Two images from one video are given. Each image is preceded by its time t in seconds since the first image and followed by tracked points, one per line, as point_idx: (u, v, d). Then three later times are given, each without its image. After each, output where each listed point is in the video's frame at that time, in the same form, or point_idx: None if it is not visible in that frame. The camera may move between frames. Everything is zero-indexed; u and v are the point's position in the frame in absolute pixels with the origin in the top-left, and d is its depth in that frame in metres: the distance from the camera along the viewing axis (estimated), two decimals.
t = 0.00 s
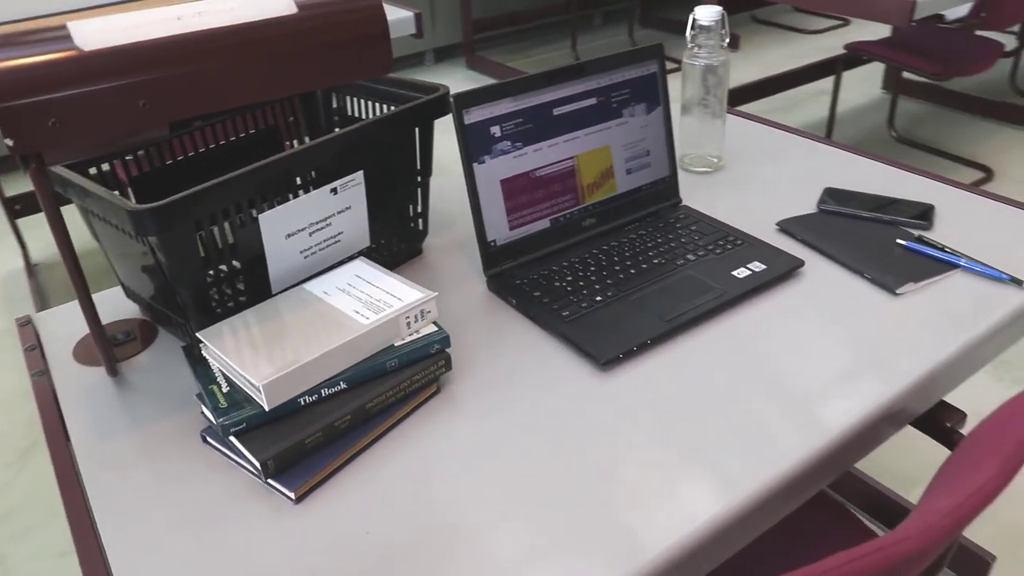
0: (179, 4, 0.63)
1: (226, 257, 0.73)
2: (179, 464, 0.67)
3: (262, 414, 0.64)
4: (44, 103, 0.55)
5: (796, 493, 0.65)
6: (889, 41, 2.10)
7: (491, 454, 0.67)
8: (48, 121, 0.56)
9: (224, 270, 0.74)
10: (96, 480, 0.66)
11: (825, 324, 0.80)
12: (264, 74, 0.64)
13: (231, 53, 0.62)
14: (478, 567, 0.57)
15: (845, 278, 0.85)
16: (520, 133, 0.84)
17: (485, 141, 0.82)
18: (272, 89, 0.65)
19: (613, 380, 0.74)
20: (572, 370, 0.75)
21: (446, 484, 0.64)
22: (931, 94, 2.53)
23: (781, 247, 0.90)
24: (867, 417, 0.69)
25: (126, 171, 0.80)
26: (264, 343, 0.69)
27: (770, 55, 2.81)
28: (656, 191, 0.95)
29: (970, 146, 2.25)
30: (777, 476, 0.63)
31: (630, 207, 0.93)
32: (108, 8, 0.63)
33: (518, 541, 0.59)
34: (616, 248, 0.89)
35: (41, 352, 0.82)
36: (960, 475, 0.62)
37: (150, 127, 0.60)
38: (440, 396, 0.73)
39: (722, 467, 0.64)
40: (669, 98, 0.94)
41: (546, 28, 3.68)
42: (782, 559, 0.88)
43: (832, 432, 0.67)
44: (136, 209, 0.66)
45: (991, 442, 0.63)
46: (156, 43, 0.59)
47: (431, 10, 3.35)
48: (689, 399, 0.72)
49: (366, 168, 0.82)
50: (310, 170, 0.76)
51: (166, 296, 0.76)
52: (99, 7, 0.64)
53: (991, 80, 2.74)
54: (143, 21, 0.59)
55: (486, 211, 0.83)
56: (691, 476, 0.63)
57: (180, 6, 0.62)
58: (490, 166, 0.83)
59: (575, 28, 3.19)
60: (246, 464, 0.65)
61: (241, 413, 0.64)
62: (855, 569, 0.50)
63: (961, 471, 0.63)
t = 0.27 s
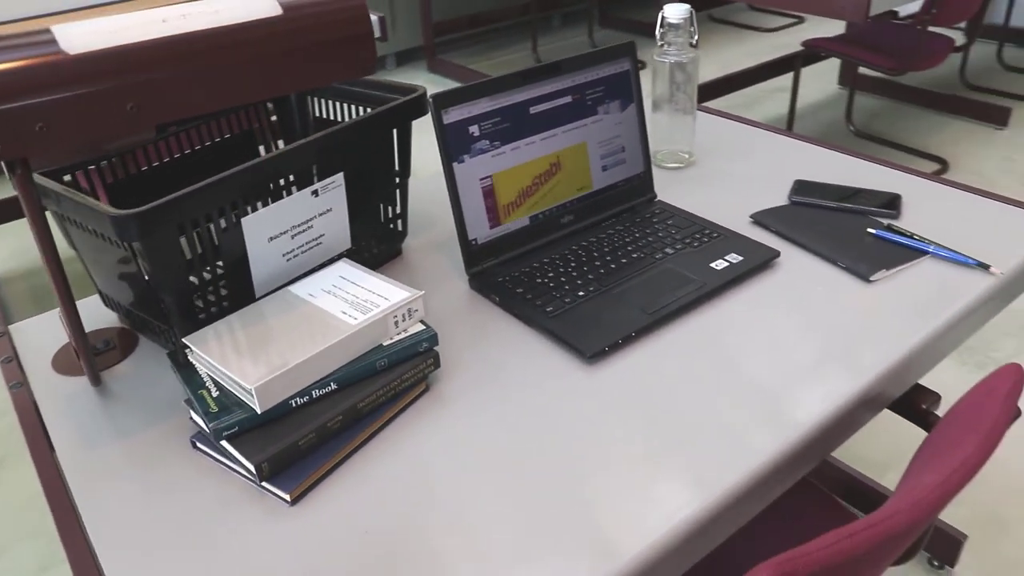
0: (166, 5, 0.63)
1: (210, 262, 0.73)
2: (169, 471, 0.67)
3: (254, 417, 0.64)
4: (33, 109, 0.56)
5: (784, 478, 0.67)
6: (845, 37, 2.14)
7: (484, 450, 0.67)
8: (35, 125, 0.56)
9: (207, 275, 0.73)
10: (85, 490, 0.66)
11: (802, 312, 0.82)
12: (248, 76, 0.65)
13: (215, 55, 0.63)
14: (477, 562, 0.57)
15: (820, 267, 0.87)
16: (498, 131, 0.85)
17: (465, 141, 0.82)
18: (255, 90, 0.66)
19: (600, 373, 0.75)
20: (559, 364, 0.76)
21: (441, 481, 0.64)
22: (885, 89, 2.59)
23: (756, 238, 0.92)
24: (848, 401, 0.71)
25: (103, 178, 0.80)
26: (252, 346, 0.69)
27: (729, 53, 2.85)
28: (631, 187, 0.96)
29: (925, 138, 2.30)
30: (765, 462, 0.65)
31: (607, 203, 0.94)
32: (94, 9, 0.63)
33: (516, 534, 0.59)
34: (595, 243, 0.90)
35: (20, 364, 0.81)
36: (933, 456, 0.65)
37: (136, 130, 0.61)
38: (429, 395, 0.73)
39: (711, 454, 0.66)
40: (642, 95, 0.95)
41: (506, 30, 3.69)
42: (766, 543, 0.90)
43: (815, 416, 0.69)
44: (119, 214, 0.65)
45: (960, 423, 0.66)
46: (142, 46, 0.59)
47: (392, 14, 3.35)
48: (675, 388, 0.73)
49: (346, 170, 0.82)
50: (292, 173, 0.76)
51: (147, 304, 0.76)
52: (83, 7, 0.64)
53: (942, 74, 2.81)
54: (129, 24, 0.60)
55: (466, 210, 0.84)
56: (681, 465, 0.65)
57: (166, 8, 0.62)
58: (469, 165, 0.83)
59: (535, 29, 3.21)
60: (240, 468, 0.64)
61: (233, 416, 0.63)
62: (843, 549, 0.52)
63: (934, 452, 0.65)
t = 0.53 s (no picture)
0: (153, 9, 0.63)
1: (198, 266, 0.73)
2: (162, 476, 0.67)
3: (248, 420, 0.64)
4: (26, 112, 0.55)
5: (775, 468, 0.68)
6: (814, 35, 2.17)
7: (480, 448, 0.68)
8: (26, 129, 0.56)
9: (196, 279, 0.73)
10: (77, 498, 0.65)
11: (786, 305, 0.83)
12: (239, 77, 0.65)
13: (206, 57, 0.63)
14: (477, 558, 0.58)
15: (802, 261, 0.89)
16: (483, 131, 0.85)
17: (450, 141, 0.83)
18: (246, 93, 0.66)
19: (591, 369, 0.76)
20: (549, 361, 0.77)
21: (437, 480, 0.65)
22: (854, 85, 2.63)
23: (739, 233, 0.93)
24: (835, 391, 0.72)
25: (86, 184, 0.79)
26: (244, 350, 0.68)
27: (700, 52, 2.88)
28: (614, 185, 0.97)
29: (894, 134, 2.34)
30: (756, 453, 0.66)
31: (591, 201, 0.95)
32: (80, 14, 0.63)
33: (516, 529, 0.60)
34: (580, 241, 0.91)
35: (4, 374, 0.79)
36: (920, 443, 0.66)
37: (130, 134, 0.61)
38: (422, 395, 0.73)
39: (704, 446, 0.67)
40: (624, 93, 0.96)
41: (477, 32, 3.69)
42: (755, 534, 0.91)
43: (803, 407, 0.70)
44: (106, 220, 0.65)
45: (945, 410, 0.67)
46: (132, 49, 0.59)
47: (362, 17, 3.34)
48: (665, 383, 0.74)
49: (332, 172, 0.82)
50: (279, 175, 0.76)
51: (135, 310, 0.75)
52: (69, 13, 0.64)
53: (909, 71, 2.86)
54: (119, 26, 0.60)
55: (453, 210, 0.84)
56: (675, 458, 0.65)
57: (154, 11, 0.62)
58: (455, 165, 0.83)
59: (507, 31, 3.21)
60: (235, 472, 0.64)
61: (227, 420, 0.63)
62: (838, 535, 0.52)
63: (921, 439, 0.66)
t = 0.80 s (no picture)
0: (143, 10, 0.63)
1: (187, 269, 0.72)
2: (156, 481, 0.66)
3: (242, 422, 0.64)
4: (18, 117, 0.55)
5: (764, 460, 0.69)
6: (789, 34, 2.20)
7: (475, 445, 0.68)
8: (17, 132, 0.56)
9: (185, 282, 0.73)
10: (69, 504, 0.65)
11: (773, 300, 0.84)
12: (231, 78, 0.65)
13: (197, 59, 0.63)
14: (476, 554, 0.58)
15: (786, 256, 0.90)
16: (469, 131, 0.85)
17: (437, 141, 0.83)
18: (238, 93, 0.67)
19: (582, 365, 0.76)
20: (540, 359, 0.77)
21: (433, 478, 0.65)
22: (828, 84, 2.66)
23: (724, 229, 0.94)
24: (823, 383, 0.73)
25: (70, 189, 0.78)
26: (236, 352, 0.68)
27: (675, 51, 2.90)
28: (599, 183, 0.98)
29: (868, 131, 2.37)
30: (747, 445, 0.67)
31: (577, 199, 0.96)
32: (69, 14, 0.62)
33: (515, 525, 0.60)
34: (567, 239, 0.91)
35: None
36: (906, 433, 0.67)
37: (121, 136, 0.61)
38: (415, 394, 0.74)
39: (697, 439, 0.67)
40: (607, 92, 0.97)
41: (453, 34, 3.70)
42: (744, 525, 0.92)
43: (792, 399, 0.71)
44: (95, 224, 0.64)
45: (930, 400, 0.68)
46: (124, 51, 0.59)
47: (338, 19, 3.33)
48: (655, 377, 0.74)
49: (319, 174, 0.82)
50: (267, 177, 0.76)
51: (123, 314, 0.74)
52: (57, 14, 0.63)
53: (881, 69, 2.90)
54: (109, 28, 0.60)
55: (440, 209, 0.84)
56: (668, 452, 0.66)
57: (145, 12, 0.62)
58: (442, 165, 0.84)
59: (484, 33, 3.22)
60: (229, 474, 0.64)
61: (221, 422, 0.63)
62: (831, 523, 0.53)
63: (907, 429, 0.68)
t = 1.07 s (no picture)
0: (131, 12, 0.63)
1: (176, 273, 0.72)
2: (150, 487, 0.66)
3: (237, 425, 0.63)
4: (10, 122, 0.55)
5: (755, 449, 0.70)
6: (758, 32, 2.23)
7: (470, 442, 0.69)
8: (10, 137, 0.55)
9: (174, 287, 0.72)
10: (62, 512, 0.64)
11: (757, 293, 0.85)
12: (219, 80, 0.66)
13: (186, 61, 0.63)
14: (477, 550, 0.59)
15: (768, 249, 0.91)
16: (454, 132, 0.86)
17: (422, 142, 0.83)
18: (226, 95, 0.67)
19: (573, 361, 0.77)
20: (531, 355, 0.78)
21: (431, 476, 0.65)
22: (797, 81, 2.70)
23: (706, 225, 0.96)
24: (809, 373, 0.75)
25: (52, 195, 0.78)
26: (228, 356, 0.68)
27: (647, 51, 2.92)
28: (582, 181, 0.99)
29: (838, 127, 2.41)
30: (739, 435, 0.68)
31: (560, 198, 0.97)
32: (55, 18, 0.62)
33: (515, 519, 0.61)
34: (553, 237, 0.92)
35: None
36: (894, 419, 0.68)
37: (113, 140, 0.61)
38: (408, 394, 0.74)
39: (690, 430, 0.68)
40: (588, 91, 0.98)
41: (423, 36, 3.69)
42: (732, 516, 0.93)
43: (781, 389, 0.73)
44: (83, 229, 0.64)
45: (916, 386, 0.70)
46: (114, 54, 0.59)
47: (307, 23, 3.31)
48: (646, 371, 0.75)
49: (305, 176, 0.82)
50: (254, 181, 0.76)
51: (111, 321, 0.74)
52: (42, 18, 0.63)
53: (848, 66, 2.94)
54: (98, 31, 0.59)
55: (427, 210, 0.84)
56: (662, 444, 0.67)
57: (133, 14, 0.62)
58: (428, 166, 0.84)
59: (455, 35, 3.22)
60: (225, 478, 0.64)
61: (216, 426, 0.63)
62: (827, 507, 0.54)
63: (894, 416, 0.69)
